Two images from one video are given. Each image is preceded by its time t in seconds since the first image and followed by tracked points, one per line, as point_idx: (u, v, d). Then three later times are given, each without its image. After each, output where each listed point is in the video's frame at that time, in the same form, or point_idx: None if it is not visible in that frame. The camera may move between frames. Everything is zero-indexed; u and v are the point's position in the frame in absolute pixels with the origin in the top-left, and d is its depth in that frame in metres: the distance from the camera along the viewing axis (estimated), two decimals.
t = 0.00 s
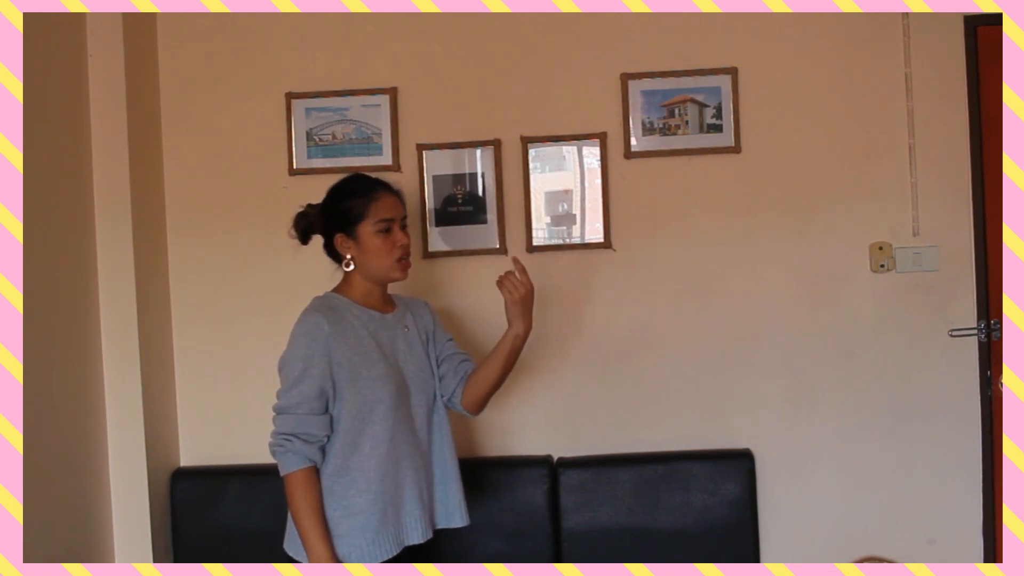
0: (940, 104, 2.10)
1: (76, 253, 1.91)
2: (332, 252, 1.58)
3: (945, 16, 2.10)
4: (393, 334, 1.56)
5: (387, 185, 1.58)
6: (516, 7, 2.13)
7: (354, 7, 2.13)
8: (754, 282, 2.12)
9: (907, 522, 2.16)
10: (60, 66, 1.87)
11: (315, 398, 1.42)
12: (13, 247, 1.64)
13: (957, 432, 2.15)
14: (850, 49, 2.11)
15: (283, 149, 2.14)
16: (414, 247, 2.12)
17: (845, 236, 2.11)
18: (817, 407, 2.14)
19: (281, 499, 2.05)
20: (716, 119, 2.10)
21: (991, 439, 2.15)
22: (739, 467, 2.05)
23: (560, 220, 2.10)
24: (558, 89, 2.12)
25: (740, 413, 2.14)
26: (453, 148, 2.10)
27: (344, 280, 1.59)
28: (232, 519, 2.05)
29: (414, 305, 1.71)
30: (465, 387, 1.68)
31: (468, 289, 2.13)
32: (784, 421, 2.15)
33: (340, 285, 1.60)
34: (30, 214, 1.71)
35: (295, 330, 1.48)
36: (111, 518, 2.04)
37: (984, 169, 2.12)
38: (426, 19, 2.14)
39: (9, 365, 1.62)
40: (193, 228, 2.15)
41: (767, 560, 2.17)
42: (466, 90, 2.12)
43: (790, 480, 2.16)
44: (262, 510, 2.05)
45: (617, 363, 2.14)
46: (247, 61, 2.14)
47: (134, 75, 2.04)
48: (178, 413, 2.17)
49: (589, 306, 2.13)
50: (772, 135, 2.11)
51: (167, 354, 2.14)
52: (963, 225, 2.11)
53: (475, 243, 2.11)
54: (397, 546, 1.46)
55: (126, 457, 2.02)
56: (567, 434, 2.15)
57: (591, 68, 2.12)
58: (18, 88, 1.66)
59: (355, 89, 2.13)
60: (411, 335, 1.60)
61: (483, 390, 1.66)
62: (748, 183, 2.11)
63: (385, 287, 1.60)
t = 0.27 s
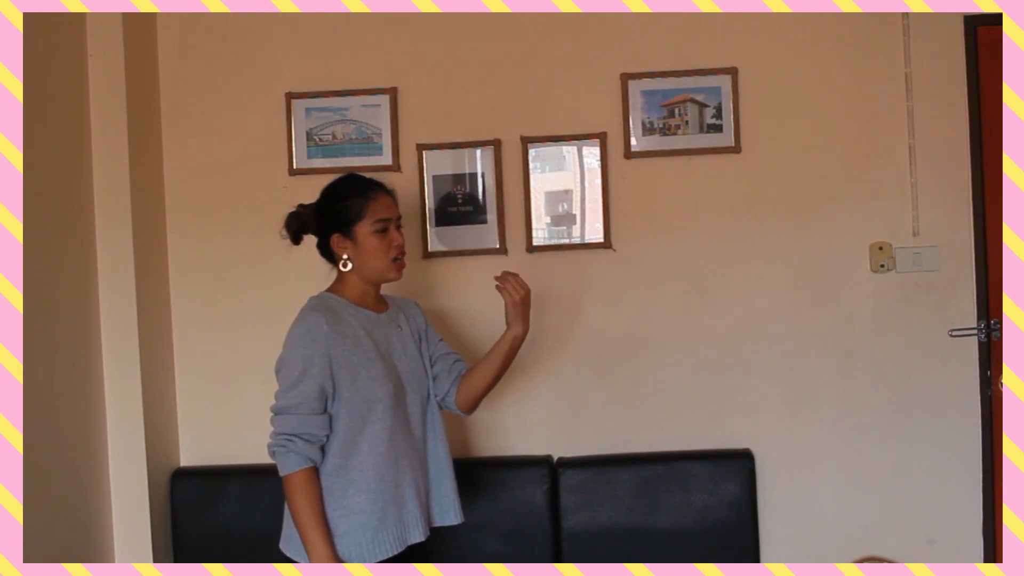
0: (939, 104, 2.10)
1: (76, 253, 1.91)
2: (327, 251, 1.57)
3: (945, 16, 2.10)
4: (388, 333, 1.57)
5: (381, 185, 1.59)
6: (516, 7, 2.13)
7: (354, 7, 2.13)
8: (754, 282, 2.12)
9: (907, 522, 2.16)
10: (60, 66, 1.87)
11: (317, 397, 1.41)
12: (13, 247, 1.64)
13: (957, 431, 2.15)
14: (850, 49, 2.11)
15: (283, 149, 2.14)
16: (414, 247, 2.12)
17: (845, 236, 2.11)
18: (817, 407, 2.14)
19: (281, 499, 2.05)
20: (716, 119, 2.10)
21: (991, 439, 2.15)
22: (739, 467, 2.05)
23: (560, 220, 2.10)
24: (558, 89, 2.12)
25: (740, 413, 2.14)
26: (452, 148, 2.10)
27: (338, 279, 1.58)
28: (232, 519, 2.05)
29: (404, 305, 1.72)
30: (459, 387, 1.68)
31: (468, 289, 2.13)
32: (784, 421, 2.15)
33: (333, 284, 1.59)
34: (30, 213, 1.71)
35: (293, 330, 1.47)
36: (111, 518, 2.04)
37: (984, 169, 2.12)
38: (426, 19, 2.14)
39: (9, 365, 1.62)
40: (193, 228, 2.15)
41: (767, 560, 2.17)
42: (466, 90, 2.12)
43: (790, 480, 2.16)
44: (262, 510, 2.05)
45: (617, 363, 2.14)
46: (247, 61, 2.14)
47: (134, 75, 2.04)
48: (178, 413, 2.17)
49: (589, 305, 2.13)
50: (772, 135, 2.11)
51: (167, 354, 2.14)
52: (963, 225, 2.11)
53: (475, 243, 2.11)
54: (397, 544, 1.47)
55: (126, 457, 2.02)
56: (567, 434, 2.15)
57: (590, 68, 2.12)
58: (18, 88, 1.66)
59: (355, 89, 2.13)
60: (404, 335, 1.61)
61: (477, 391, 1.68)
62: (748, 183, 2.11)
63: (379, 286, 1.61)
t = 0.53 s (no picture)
0: (939, 104, 2.10)
1: (76, 253, 1.91)
2: (320, 252, 1.56)
3: (945, 15, 2.10)
4: (382, 333, 1.56)
5: (372, 185, 1.59)
6: (516, 7, 2.13)
7: (354, 7, 2.13)
8: (754, 282, 2.12)
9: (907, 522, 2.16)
10: (59, 65, 1.87)
11: (309, 398, 1.41)
12: (13, 247, 1.64)
13: (957, 431, 2.15)
14: (850, 50, 2.11)
15: (283, 149, 2.14)
16: (414, 247, 2.12)
17: (845, 236, 2.11)
18: (817, 407, 2.14)
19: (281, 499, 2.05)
20: (716, 119, 2.10)
21: (991, 439, 2.15)
22: (739, 467, 2.05)
23: (560, 220, 2.10)
24: (558, 89, 2.12)
25: (739, 413, 2.14)
26: (452, 148, 2.10)
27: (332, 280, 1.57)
28: (232, 518, 2.05)
29: (397, 305, 1.71)
30: (451, 390, 1.71)
31: (468, 289, 2.13)
32: (784, 420, 2.15)
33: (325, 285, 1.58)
34: (30, 213, 1.71)
35: (287, 330, 1.47)
36: (110, 518, 2.04)
37: (984, 169, 2.12)
38: (426, 19, 2.14)
39: (9, 364, 1.62)
40: (193, 228, 2.15)
41: (767, 560, 2.17)
42: (466, 90, 2.13)
43: (791, 479, 2.16)
44: (262, 509, 2.05)
45: (617, 363, 2.14)
46: (247, 61, 2.14)
47: (134, 75, 2.04)
48: (178, 413, 2.17)
49: (589, 305, 2.13)
50: (772, 135, 2.11)
51: (167, 354, 2.14)
52: (963, 225, 2.11)
53: (475, 243, 2.11)
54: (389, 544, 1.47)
55: (126, 457, 2.02)
56: (567, 434, 2.16)
57: (590, 68, 2.12)
58: (18, 88, 1.66)
59: (355, 89, 2.13)
60: (398, 335, 1.61)
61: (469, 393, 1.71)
62: (748, 183, 2.11)
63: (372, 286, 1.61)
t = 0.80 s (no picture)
0: (940, 104, 2.10)
1: (76, 253, 1.91)
2: (318, 255, 1.53)
3: (945, 15, 2.10)
4: (382, 332, 1.57)
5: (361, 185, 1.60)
6: (516, 7, 2.13)
7: (354, 7, 2.13)
8: (754, 282, 2.12)
9: (907, 522, 2.16)
10: (59, 65, 1.87)
11: (321, 399, 1.40)
12: (13, 247, 1.64)
13: (957, 431, 2.15)
14: (850, 49, 2.11)
15: (283, 149, 2.14)
16: (414, 247, 2.12)
17: (845, 236, 2.11)
18: (817, 407, 2.14)
19: (280, 498, 2.05)
20: (716, 119, 2.10)
21: (991, 439, 2.15)
22: (739, 467, 2.05)
23: (560, 220, 2.10)
24: (558, 89, 2.12)
25: (739, 412, 2.14)
26: (453, 148, 2.10)
27: (327, 281, 1.55)
28: (232, 518, 2.05)
29: (384, 305, 1.71)
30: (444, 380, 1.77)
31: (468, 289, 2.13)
32: (784, 420, 2.14)
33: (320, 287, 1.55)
34: (30, 213, 1.71)
35: (295, 329, 1.44)
36: (110, 518, 2.04)
37: (984, 168, 2.12)
38: (426, 19, 2.14)
39: (10, 364, 1.62)
40: (193, 228, 2.15)
41: (767, 560, 2.17)
42: (466, 90, 2.13)
43: (791, 479, 2.16)
44: (262, 509, 2.05)
45: (617, 363, 2.14)
46: (247, 60, 2.14)
47: (134, 75, 2.04)
48: (178, 413, 2.17)
49: (589, 305, 2.13)
50: (772, 135, 2.11)
51: (167, 355, 2.14)
52: (963, 225, 2.11)
53: (475, 243, 2.11)
54: (398, 541, 1.48)
55: (126, 458, 2.02)
56: (567, 434, 2.16)
57: (590, 68, 2.12)
58: (18, 88, 1.66)
59: (355, 89, 2.13)
60: (392, 333, 1.62)
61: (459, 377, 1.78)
62: (748, 184, 2.11)
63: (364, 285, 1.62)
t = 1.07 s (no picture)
0: (940, 104, 2.10)
1: (76, 253, 1.91)
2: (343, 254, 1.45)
3: (945, 15, 2.10)
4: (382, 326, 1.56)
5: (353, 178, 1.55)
6: (516, 7, 2.13)
7: (354, 7, 2.13)
8: (754, 282, 2.12)
9: (907, 522, 2.16)
10: (59, 65, 1.87)
11: (366, 397, 1.37)
12: (13, 247, 1.64)
13: (958, 431, 2.15)
14: (850, 49, 2.11)
15: (283, 149, 2.14)
16: (414, 247, 2.12)
17: (845, 236, 2.11)
18: (818, 407, 2.14)
19: (280, 498, 2.05)
20: (716, 119, 2.10)
21: (991, 439, 2.15)
22: (739, 467, 2.05)
23: (560, 220, 2.10)
24: (558, 90, 2.12)
25: (739, 412, 2.14)
26: (453, 148, 2.10)
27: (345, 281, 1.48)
28: (232, 518, 2.05)
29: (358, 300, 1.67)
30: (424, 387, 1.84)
31: (468, 289, 2.13)
32: (784, 420, 2.15)
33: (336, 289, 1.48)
34: (30, 213, 1.71)
35: (332, 327, 1.37)
36: (110, 518, 2.04)
37: (984, 168, 2.12)
38: (426, 19, 2.14)
39: (10, 364, 1.62)
40: (193, 228, 2.15)
41: (767, 560, 2.17)
42: (466, 90, 2.13)
43: (791, 479, 2.16)
44: (262, 509, 2.05)
45: (617, 363, 2.14)
46: (247, 61, 2.14)
47: (134, 75, 2.04)
48: (178, 413, 2.17)
49: (589, 305, 2.13)
50: (772, 135, 2.11)
51: (167, 355, 2.14)
52: (963, 225, 2.11)
53: (475, 243, 2.11)
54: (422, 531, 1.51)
55: (126, 458, 2.02)
56: (567, 434, 2.15)
57: (591, 68, 2.12)
58: (18, 88, 1.66)
59: (355, 89, 2.13)
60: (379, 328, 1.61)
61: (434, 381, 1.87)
62: (748, 184, 2.11)
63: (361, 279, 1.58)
